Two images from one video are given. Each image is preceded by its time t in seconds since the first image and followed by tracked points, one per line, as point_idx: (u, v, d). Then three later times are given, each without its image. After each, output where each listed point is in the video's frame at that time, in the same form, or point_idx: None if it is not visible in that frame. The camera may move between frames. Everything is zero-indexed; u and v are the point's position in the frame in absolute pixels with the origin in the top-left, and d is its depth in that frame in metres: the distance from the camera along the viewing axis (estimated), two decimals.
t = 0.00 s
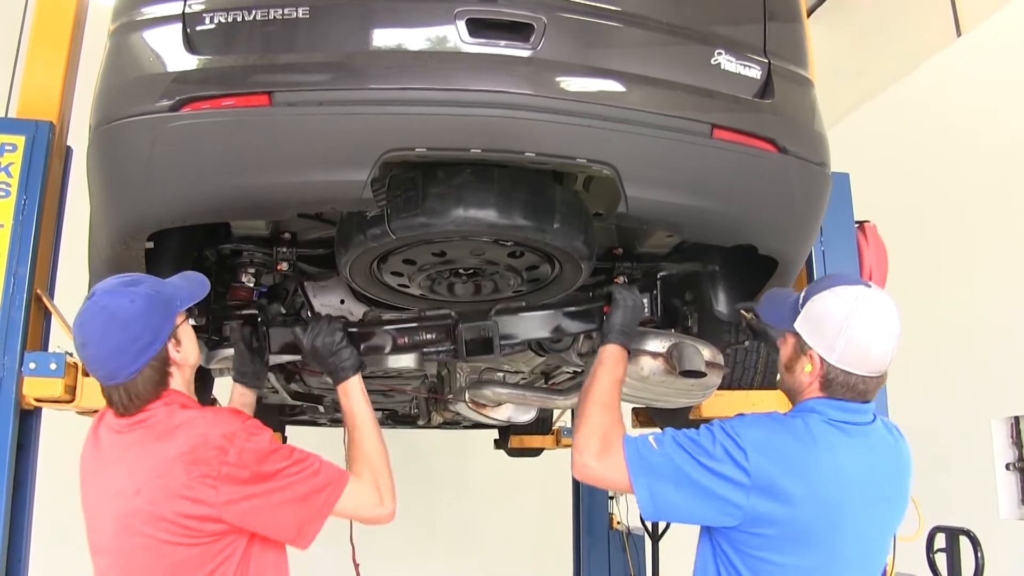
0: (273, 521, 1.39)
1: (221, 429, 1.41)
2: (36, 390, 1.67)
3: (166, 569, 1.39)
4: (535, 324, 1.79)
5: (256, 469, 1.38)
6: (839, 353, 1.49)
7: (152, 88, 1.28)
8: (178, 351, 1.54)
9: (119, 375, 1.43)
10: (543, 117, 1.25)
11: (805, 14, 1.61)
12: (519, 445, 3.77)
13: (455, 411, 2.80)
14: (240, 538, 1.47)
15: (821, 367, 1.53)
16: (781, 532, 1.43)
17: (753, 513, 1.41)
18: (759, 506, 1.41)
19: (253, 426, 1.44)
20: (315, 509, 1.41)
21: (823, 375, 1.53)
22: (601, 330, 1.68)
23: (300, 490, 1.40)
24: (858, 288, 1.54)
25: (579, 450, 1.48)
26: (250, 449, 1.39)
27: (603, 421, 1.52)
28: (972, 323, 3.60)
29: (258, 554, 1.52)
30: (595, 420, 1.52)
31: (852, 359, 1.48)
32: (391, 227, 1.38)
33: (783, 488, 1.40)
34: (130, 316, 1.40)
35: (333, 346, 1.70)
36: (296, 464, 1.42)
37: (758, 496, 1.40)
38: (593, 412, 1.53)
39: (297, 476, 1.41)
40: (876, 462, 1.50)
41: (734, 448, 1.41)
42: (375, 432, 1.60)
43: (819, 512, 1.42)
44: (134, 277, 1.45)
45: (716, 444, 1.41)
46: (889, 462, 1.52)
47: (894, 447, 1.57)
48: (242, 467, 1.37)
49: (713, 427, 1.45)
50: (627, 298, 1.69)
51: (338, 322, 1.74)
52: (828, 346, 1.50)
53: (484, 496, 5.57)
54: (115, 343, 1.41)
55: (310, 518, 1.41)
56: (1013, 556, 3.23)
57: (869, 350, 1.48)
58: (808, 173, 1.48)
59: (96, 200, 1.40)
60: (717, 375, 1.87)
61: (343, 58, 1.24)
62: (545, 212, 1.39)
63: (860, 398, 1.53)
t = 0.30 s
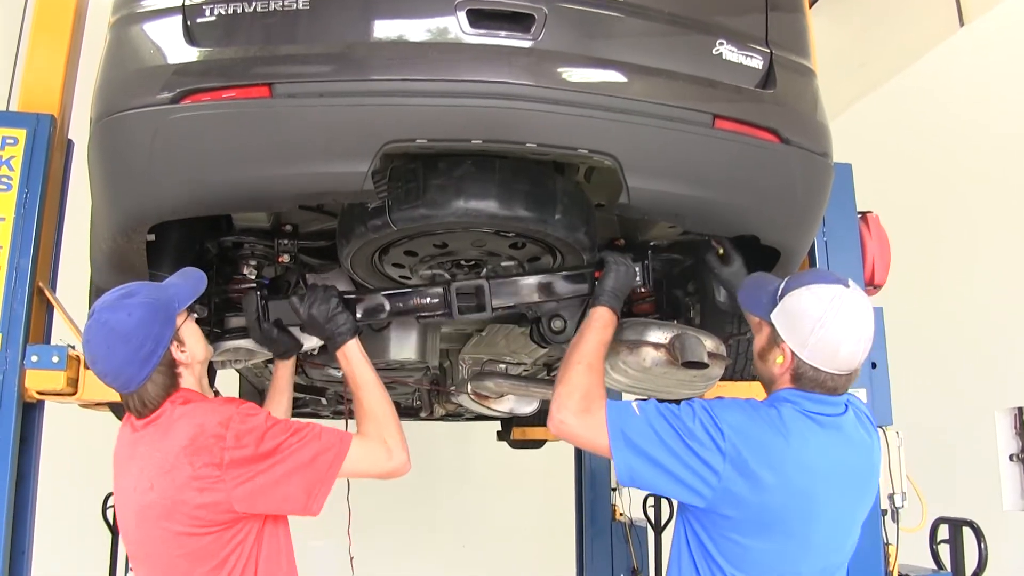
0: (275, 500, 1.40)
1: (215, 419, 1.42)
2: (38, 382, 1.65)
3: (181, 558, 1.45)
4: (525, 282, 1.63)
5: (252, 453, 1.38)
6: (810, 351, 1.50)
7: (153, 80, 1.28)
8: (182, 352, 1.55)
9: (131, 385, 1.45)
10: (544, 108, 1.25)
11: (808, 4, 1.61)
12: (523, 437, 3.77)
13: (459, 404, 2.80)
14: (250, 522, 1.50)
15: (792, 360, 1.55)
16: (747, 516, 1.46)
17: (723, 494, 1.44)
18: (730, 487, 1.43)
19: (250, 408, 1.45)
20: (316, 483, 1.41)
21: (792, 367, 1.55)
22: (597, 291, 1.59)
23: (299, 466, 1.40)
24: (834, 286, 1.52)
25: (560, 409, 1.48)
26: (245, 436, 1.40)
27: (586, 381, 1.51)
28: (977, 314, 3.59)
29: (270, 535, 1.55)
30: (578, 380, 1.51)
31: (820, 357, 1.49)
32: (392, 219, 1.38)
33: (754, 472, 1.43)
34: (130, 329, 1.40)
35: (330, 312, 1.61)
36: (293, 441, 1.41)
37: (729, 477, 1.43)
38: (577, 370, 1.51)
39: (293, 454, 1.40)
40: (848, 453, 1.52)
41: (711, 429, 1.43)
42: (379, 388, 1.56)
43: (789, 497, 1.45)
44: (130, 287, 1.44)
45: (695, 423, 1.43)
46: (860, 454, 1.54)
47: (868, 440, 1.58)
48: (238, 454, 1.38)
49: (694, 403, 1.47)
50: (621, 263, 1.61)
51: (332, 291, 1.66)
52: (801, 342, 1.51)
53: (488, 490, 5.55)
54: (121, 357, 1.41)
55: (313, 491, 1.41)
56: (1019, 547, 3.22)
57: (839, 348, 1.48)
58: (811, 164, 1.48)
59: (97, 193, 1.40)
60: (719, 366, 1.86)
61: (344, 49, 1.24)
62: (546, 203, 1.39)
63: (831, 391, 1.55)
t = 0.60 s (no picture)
0: (264, 489, 1.42)
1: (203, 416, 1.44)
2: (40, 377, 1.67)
3: (182, 554, 1.48)
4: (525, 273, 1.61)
5: (239, 445, 1.41)
6: (822, 351, 1.51)
7: (153, 74, 1.28)
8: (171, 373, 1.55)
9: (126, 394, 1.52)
10: (544, 100, 1.25)
11: None
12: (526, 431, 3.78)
13: (462, 397, 2.81)
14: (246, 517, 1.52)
15: (799, 359, 1.55)
16: (737, 508, 1.47)
17: (714, 486, 1.45)
18: (720, 478, 1.45)
19: (226, 409, 1.47)
20: (299, 470, 1.43)
21: (799, 366, 1.56)
22: (593, 287, 1.58)
23: (283, 454, 1.43)
24: (838, 284, 1.53)
25: (551, 404, 1.48)
26: (231, 431, 1.42)
27: (578, 377, 1.51)
28: (983, 307, 3.59)
29: (269, 530, 1.57)
30: (570, 375, 1.51)
31: (836, 356, 1.50)
32: (393, 212, 1.38)
33: (742, 463, 1.44)
34: (118, 346, 1.46)
35: (325, 289, 1.57)
36: (277, 429, 1.43)
37: (719, 469, 1.44)
38: (569, 366, 1.51)
39: (279, 442, 1.43)
40: (834, 444, 1.53)
41: (699, 421, 1.45)
42: (372, 364, 1.57)
43: (776, 489, 1.46)
44: (128, 301, 1.47)
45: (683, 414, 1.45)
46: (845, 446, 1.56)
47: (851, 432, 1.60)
48: (226, 448, 1.41)
49: (683, 397, 1.49)
50: (618, 259, 1.61)
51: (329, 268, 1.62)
52: (811, 342, 1.51)
53: (491, 484, 5.56)
54: (112, 370, 1.48)
55: (298, 478, 1.43)
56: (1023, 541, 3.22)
57: (851, 346, 1.51)
58: (813, 156, 1.47)
59: (97, 187, 1.39)
60: (723, 358, 1.83)
61: (345, 43, 1.23)
62: (547, 195, 1.39)
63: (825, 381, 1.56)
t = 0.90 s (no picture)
0: (254, 484, 1.42)
1: (190, 417, 1.44)
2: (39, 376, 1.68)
3: (181, 550, 1.51)
4: (520, 269, 1.64)
5: (225, 442, 1.41)
6: (811, 346, 1.50)
7: (150, 73, 1.28)
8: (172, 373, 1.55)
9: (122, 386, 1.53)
10: (539, 97, 1.24)
11: None
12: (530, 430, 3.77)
13: (464, 396, 2.81)
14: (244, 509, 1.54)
15: (788, 356, 1.54)
16: (722, 505, 1.47)
17: (696, 485, 1.46)
18: (701, 477, 1.45)
19: (219, 401, 1.48)
20: (290, 456, 1.42)
21: (787, 363, 1.55)
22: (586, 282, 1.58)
23: (272, 446, 1.42)
24: (824, 279, 1.52)
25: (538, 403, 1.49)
26: (220, 423, 1.42)
27: (564, 379, 1.51)
28: (985, 305, 3.56)
29: (269, 521, 1.59)
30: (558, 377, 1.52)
31: (824, 352, 1.50)
32: (391, 210, 1.38)
33: (725, 461, 1.45)
34: (125, 339, 1.47)
35: (320, 272, 1.55)
36: (263, 422, 1.42)
37: (701, 469, 1.44)
38: (556, 368, 1.52)
39: (266, 434, 1.42)
40: (821, 440, 1.53)
41: (682, 419, 1.45)
42: (368, 348, 1.54)
43: (760, 486, 1.46)
44: (143, 297, 1.48)
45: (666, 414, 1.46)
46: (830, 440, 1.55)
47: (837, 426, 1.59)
48: (212, 447, 1.41)
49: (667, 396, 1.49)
50: (612, 255, 1.59)
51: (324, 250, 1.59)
52: (801, 339, 1.50)
53: (495, 483, 5.55)
54: (113, 360, 1.48)
55: (290, 464, 1.42)
56: None
57: (837, 342, 1.51)
58: (811, 151, 1.46)
59: (95, 186, 1.39)
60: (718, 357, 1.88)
61: (342, 40, 1.23)
62: (544, 192, 1.39)
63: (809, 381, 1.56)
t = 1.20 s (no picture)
0: (245, 479, 1.43)
1: (183, 412, 1.44)
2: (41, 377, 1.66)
3: (182, 545, 1.52)
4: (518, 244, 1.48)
5: (218, 438, 1.41)
6: (803, 353, 1.50)
7: (149, 75, 1.28)
8: (177, 367, 1.56)
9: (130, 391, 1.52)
10: (537, 97, 1.24)
11: None
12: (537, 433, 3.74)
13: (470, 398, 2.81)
14: (241, 503, 1.55)
15: (780, 361, 1.54)
16: (717, 508, 1.47)
17: (688, 485, 1.46)
18: (693, 476, 1.45)
19: (212, 393, 1.48)
20: (280, 449, 1.42)
21: (779, 368, 1.55)
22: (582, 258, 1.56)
23: (263, 439, 1.42)
24: (820, 285, 1.51)
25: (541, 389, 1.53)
26: (213, 412, 1.43)
27: (568, 363, 1.53)
28: (991, 306, 3.53)
29: (266, 513, 1.60)
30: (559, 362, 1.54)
31: (816, 358, 1.50)
32: (391, 212, 1.39)
33: (721, 463, 1.44)
34: (123, 344, 1.45)
35: (320, 247, 1.49)
36: (254, 414, 1.42)
37: (693, 467, 1.44)
38: (558, 353, 1.53)
39: (256, 427, 1.42)
40: (820, 444, 1.52)
41: (679, 418, 1.45)
42: (364, 319, 1.53)
43: (753, 486, 1.45)
44: (130, 302, 1.47)
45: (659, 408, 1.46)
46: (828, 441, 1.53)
47: (836, 428, 1.58)
48: (204, 443, 1.41)
49: (666, 394, 1.49)
50: (613, 236, 1.54)
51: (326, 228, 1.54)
52: (794, 345, 1.50)
53: (501, 485, 5.53)
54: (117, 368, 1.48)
55: (282, 451, 1.42)
56: None
57: (831, 348, 1.50)
58: (813, 150, 1.45)
59: (95, 188, 1.39)
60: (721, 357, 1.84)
61: (344, 41, 1.23)
62: (543, 194, 1.39)
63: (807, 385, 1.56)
